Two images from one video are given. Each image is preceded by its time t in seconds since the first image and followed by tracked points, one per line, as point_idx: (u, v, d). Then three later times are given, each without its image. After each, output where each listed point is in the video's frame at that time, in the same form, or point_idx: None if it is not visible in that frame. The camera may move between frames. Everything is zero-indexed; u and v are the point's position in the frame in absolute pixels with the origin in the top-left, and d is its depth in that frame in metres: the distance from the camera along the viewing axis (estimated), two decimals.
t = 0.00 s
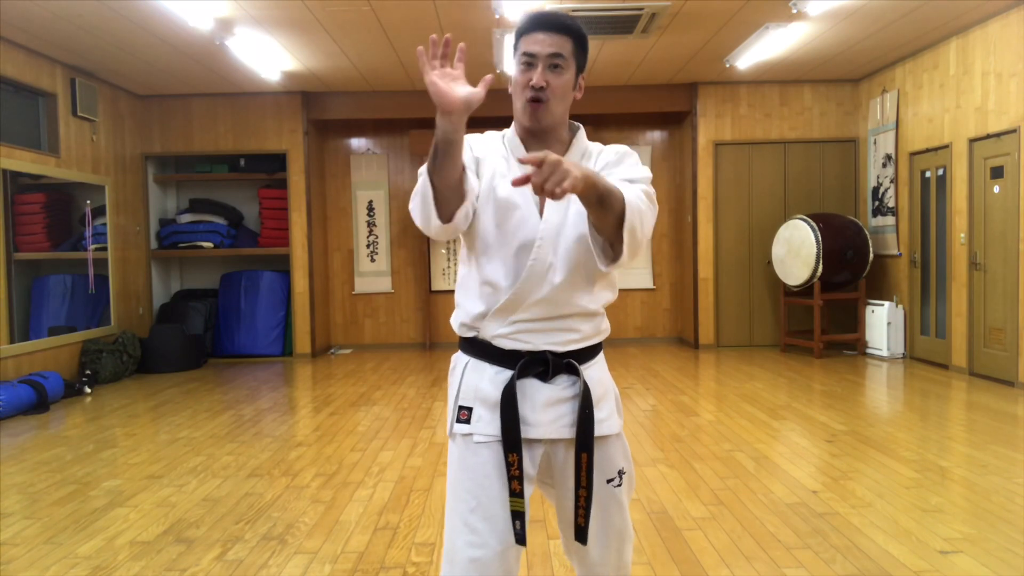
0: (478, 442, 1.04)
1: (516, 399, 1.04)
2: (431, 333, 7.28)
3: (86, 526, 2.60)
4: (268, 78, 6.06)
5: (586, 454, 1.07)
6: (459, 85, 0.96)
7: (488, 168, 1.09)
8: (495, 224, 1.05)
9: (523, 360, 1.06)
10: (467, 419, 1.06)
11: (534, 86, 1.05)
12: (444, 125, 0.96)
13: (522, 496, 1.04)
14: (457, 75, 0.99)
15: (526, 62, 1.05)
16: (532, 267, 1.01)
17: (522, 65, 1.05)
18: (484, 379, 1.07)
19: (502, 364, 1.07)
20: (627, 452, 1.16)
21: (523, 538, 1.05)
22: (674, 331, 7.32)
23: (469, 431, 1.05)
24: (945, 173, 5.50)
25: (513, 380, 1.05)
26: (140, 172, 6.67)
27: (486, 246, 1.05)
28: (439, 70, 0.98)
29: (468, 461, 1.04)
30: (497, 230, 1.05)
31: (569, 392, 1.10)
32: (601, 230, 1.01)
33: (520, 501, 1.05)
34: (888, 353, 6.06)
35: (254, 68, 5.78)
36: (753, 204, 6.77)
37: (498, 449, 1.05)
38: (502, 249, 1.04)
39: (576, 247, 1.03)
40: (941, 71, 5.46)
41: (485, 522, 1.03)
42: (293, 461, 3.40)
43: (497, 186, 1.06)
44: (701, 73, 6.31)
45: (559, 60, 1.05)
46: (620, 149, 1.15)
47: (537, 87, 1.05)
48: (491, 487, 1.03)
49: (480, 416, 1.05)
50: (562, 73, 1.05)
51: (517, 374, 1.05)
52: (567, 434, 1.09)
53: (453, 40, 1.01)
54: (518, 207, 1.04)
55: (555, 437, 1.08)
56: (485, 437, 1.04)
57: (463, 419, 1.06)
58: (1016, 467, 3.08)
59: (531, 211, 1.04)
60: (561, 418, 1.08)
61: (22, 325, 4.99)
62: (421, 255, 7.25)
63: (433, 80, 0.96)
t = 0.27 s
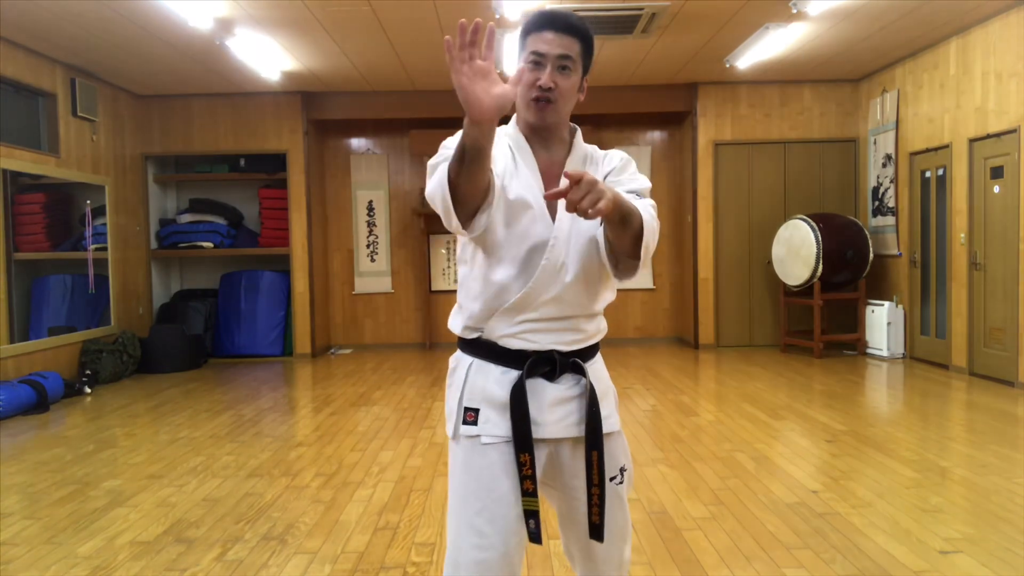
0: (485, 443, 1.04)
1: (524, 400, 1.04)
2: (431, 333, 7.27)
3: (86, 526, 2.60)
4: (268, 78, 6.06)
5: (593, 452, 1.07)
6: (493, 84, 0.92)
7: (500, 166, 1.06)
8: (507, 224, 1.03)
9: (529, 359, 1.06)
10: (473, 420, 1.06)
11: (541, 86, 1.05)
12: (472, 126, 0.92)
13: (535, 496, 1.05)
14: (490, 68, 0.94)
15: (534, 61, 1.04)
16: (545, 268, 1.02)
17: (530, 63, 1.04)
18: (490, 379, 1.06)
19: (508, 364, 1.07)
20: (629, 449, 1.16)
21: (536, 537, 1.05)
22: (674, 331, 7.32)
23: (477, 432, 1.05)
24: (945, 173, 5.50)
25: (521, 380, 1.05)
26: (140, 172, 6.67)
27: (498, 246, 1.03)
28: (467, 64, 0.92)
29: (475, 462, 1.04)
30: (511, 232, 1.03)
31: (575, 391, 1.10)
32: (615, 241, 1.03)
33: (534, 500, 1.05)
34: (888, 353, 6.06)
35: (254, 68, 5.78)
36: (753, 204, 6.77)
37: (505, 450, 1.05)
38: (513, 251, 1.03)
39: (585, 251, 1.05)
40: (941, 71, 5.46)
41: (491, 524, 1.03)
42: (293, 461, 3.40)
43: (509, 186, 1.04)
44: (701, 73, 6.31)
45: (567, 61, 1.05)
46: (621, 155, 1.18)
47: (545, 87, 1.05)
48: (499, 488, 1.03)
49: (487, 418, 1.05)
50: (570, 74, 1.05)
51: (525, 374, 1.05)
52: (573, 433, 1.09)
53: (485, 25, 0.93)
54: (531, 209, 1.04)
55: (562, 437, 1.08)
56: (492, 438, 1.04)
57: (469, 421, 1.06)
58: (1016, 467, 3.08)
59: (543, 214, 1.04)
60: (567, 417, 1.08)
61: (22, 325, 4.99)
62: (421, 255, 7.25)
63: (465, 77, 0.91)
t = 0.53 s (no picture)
0: (482, 443, 1.04)
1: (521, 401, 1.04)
2: (431, 333, 7.27)
3: (86, 526, 2.60)
4: (268, 78, 6.06)
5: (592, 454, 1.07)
6: (476, 90, 0.94)
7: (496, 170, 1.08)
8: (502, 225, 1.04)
9: (526, 360, 1.06)
10: (470, 421, 1.06)
11: (540, 87, 1.05)
12: (457, 131, 0.94)
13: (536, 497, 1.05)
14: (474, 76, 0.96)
15: (532, 62, 1.04)
16: (538, 271, 1.02)
17: (528, 64, 1.04)
18: (487, 380, 1.07)
19: (505, 365, 1.07)
20: (628, 450, 1.16)
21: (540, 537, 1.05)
22: (674, 331, 7.32)
23: (473, 432, 1.05)
24: (945, 173, 5.50)
25: (518, 381, 1.05)
26: (140, 172, 6.67)
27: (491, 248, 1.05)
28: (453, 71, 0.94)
29: (472, 462, 1.04)
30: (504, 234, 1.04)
31: (573, 392, 1.10)
32: (609, 248, 1.01)
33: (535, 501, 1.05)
34: (888, 352, 6.06)
35: (254, 68, 5.78)
36: (753, 204, 6.77)
37: (501, 450, 1.05)
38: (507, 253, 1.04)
39: (581, 253, 1.04)
40: (941, 71, 5.46)
41: (488, 525, 1.03)
42: (293, 460, 3.40)
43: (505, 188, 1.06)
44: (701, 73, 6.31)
45: (566, 61, 1.05)
46: (624, 156, 1.16)
47: (543, 88, 1.05)
48: (495, 488, 1.03)
49: (484, 418, 1.05)
50: (569, 74, 1.05)
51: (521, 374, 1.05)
52: (571, 434, 1.09)
53: (469, 33, 0.96)
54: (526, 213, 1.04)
55: (559, 438, 1.08)
56: (489, 438, 1.04)
57: (466, 421, 1.06)
58: (1016, 467, 3.08)
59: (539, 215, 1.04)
60: (565, 418, 1.08)
61: (22, 325, 4.99)
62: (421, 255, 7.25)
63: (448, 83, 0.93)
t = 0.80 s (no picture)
0: (483, 445, 1.04)
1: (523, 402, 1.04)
2: (431, 333, 7.27)
3: (85, 526, 2.60)
4: (268, 78, 6.06)
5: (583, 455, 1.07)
6: (527, 133, 0.79)
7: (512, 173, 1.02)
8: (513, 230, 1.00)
9: (529, 361, 1.06)
10: (472, 423, 1.05)
11: (552, 85, 1.03)
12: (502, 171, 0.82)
13: (520, 499, 1.04)
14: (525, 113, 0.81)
15: (543, 60, 1.03)
16: (549, 275, 1.01)
17: (540, 62, 1.03)
18: (489, 382, 1.06)
19: (508, 366, 1.06)
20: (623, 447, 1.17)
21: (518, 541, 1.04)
22: (674, 331, 7.32)
23: (475, 434, 1.04)
24: (945, 173, 5.50)
25: (520, 383, 1.04)
26: (140, 172, 6.67)
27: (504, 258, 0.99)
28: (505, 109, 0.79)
29: (474, 464, 1.04)
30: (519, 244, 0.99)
31: (570, 392, 1.10)
32: (621, 263, 1.04)
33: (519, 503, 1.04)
34: (888, 352, 6.06)
35: (254, 68, 5.78)
36: (753, 204, 6.77)
37: (503, 452, 1.04)
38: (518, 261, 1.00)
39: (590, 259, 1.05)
40: (941, 71, 5.46)
41: (491, 525, 1.03)
42: (293, 460, 3.40)
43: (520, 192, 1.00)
44: (701, 73, 6.32)
45: (577, 61, 1.05)
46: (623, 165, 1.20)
47: (556, 87, 1.03)
48: (496, 490, 1.03)
49: (486, 420, 1.05)
50: (580, 74, 1.05)
51: (524, 376, 1.05)
52: (568, 433, 1.09)
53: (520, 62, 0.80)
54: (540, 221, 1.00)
55: (557, 437, 1.08)
56: (491, 440, 1.04)
57: (468, 423, 1.05)
58: (1016, 467, 3.08)
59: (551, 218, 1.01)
60: (562, 418, 1.08)
61: (22, 325, 4.99)
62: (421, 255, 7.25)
63: (500, 128, 0.78)
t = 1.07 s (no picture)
0: (486, 447, 1.03)
1: (527, 405, 1.04)
2: (431, 333, 7.28)
3: (85, 526, 2.60)
4: (268, 78, 6.06)
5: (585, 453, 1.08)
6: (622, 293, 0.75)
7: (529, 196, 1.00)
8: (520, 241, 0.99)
9: (529, 362, 1.06)
10: (473, 425, 1.04)
11: (556, 87, 1.04)
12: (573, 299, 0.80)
13: (541, 499, 1.06)
14: (611, 270, 0.77)
15: (546, 61, 1.03)
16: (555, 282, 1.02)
17: (543, 63, 1.03)
18: (489, 384, 1.05)
19: (508, 368, 1.06)
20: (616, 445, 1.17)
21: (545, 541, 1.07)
22: (673, 331, 7.32)
23: (478, 437, 1.03)
24: (945, 173, 5.50)
25: (523, 384, 1.04)
26: (140, 172, 6.67)
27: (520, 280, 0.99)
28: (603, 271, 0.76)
29: (476, 467, 1.03)
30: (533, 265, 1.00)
31: (569, 391, 1.10)
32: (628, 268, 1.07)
33: (539, 503, 1.06)
34: (888, 353, 6.06)
35: (254, 68, 5.78)
36: (753, 204, 6.77)
37: (505, 454, 1.04)
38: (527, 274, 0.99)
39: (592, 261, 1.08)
40: (941, 71, 5.46)
41: (495, 527, 1.03)
42: (293, 460, 3.40)
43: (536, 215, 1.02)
44: (701, 73, 6.32)
45: (579, 60, 1.04)
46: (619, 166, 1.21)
47: (560, 88, 1.04)
48: (500, 492, 1.03)
49: (488, 422, 1.04)
50: (582, 74, 1.05)
51: (525, 377, 1.05)
52: (567, 432, 1.10)
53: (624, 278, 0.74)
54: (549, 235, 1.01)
55: (556, 436, 1.08)
56: (493, 442, 1.03)
57: (469, 426, 1.04)
58: (1016, 467, 3.08)
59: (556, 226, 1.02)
60: (562, 417, 1.09)
61: (22, 325, 4.99)
62: (421, 255, 7.25)
63: (589, 315, 0.75)
